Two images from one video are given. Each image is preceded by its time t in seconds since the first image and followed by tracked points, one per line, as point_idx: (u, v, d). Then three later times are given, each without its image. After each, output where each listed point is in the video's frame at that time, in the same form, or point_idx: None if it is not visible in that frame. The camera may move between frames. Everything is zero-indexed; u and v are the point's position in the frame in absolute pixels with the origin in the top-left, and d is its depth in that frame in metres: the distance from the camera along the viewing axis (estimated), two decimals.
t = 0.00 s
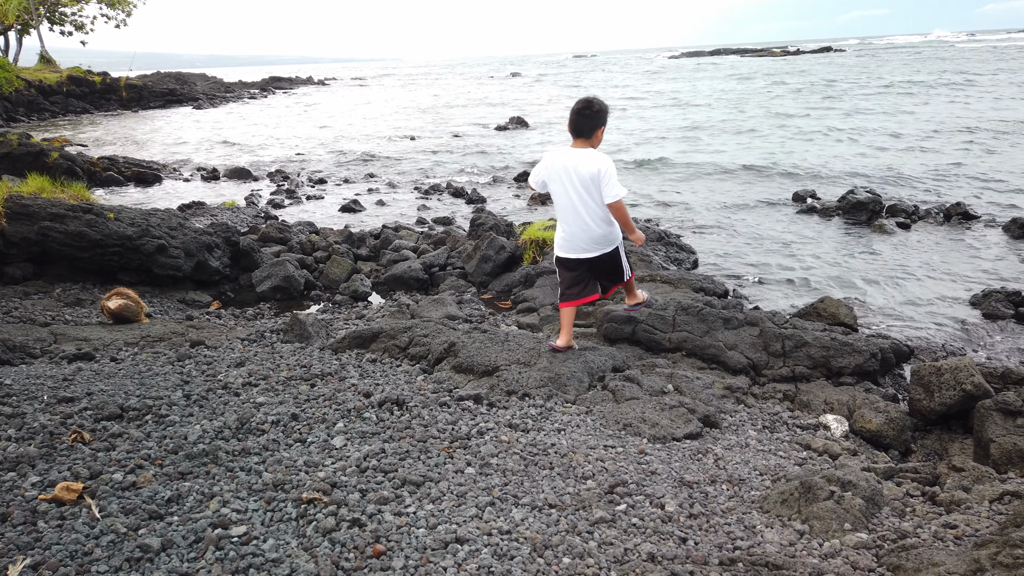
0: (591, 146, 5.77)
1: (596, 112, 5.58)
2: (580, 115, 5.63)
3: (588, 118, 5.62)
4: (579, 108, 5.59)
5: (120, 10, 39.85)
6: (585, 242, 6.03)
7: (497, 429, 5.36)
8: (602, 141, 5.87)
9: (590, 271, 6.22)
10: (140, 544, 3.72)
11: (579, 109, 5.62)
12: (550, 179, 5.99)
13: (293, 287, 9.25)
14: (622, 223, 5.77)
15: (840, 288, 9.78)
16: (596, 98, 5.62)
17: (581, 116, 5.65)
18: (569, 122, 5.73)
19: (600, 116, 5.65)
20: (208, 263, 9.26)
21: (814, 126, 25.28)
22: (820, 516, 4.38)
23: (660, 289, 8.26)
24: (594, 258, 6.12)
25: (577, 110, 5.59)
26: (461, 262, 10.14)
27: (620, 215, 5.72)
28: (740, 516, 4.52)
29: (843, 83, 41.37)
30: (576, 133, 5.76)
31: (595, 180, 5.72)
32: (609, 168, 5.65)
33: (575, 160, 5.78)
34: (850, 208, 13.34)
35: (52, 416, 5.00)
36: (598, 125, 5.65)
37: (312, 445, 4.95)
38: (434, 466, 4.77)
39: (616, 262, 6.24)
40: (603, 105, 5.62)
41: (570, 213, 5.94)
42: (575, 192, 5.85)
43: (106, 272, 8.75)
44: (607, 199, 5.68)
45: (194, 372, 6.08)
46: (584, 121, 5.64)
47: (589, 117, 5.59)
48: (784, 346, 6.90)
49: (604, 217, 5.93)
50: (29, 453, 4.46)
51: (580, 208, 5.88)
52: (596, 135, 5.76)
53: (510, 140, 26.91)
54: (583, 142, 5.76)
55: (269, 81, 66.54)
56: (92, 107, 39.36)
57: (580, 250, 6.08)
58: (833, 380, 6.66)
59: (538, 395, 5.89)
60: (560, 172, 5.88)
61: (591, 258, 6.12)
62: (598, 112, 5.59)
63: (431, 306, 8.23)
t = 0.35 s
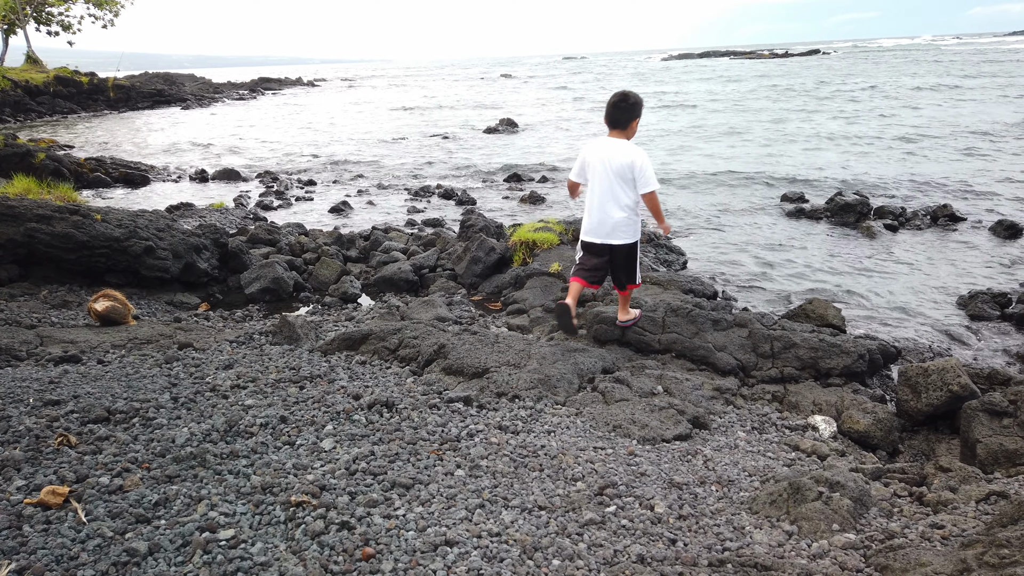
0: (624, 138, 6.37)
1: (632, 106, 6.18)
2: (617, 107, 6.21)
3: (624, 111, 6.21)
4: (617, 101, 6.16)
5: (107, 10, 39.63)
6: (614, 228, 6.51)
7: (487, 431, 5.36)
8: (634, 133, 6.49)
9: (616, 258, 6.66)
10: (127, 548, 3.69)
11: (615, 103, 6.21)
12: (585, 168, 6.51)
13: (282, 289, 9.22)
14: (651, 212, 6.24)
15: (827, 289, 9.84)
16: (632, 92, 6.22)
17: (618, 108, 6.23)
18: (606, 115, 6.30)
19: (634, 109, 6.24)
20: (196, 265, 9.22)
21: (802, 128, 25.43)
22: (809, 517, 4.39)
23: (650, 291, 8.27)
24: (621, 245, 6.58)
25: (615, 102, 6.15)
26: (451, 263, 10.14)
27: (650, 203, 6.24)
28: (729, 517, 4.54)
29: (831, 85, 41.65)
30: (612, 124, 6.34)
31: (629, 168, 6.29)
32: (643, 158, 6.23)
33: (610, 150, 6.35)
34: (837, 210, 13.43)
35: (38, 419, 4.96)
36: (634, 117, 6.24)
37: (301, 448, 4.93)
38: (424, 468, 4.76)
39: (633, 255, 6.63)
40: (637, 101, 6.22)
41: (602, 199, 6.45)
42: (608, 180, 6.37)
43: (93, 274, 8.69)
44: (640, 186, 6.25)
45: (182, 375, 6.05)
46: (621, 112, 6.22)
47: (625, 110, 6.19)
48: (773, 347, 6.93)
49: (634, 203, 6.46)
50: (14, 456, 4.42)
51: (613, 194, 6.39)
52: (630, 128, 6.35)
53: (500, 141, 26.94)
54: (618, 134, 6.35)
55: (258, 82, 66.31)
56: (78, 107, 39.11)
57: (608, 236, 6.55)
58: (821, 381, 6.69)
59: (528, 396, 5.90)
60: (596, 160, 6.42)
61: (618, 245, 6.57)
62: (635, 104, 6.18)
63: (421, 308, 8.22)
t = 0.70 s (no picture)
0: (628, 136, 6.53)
1: (637, 105, 6.35)
2: (623, 105, 6.38)
3: (629, 109, 6.37)
4: (623, 99, 6.32)
5: (94, 12, 39.40)
6: (619, 224, 6.66)
7: (476, 434, 5.35)
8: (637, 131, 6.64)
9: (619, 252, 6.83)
10: (113, 553, 3.67)
11: (621, 101, 6.37)
12: (590, 165, 6.63)
13: (270, 292, 9.19)
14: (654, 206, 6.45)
15: (815, 291, 9.90)
16: (637, 92, 6.40)
17: (623, 106, 6.40)
18: (611, 113, 6.45)
19: (639, 108, 6.41)
20: (184, 268, 9.16)
21: (791, 131, 25.58)
22: (797, 519, 4.40)
23: (639, 294, 8.29)
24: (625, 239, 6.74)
25: (620, 100, 6.32)
26: (441, 266, 10.13)
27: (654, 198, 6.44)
28: (717, 519, 4.55)
29: (820, 89, 41.90)
30: (617, 121, 6.50)
31: (633, 165, 6.44)
32: (646, 155, 6.41)
33: (615, 147, 6.50)
34: (826, 213, 13.51)
35: (23, 424, 4.92)
36: (639, 115, 6.40)
37: (289, 452, 4.91)
38: (413, 472, 4.75)
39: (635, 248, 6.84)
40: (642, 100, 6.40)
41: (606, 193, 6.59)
42: (613, 176, 6.51)
43: (80, 277, 8.63)
44: (645, 182, 6.44)
45: (170, 379, 6.01)
46: (626, 110, 6.39)
47: (630, 109, 6.36)
48: (761, 350, 6.96)
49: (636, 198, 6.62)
50: None
51: (618, 190, 6.53)
52: (634, 126, 6.50)
53: (490, 144, 26.93)
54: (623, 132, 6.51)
55: (247, 84, 66.11)
56: (66, 109, 38.85)
57: (613, 230, 6.70)
58: (809, 383, 6.72)
59: (517, 399, 5.89)
60: (600, 155, 6.56)
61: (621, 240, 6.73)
62: (640, 103, 6.35)
63: (411, 311, 8.21)
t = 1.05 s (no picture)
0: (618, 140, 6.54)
1: (625, 110, 6.36)
2: (611, 110, 6.39)
3: (618, 114, 6.38)
4: (611, 106, 6.34)
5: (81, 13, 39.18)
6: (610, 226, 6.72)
7: (466, 436, 5.34)
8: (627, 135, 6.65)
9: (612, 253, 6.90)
10: (99, 558, 3.65)
11: (610, 107, 6.38)
12: (581, 169, 6.66)
13: (259, 294, 9.15)
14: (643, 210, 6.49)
15: (803, 292, 9.95)
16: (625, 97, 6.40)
17: (612, 112, 6.41)
18: (600, 118, 6.47)
19: (628, 113, 6.42)
20: (171, 270, 9.11)
21: (779, 133, 25.75)
22: (786, 519, 4.42)
23: (629, 295, 8.30)
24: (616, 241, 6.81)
25: (608, 107, 6.34)
26: (431, 268, 10.11)
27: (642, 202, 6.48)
28: (706, 519, 4.56)
29: (808, 91, 42.15)
30: (605, 126, 6.51)
31: (623, 170, 6.47)
32: (635, 159, 6.44)
33: (606, 152, 6.53)
34: (814, 215, 13.59)
35: (8, 428, 4.88)
36: (627, 120, 6.41)
37: (278, 454, 4.89)
38: (403, 475, 4.74)
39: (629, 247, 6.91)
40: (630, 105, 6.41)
41: (598, 197, 6.64)
42: (604, 181, 6.56)
43: (66, 279, 8.56)
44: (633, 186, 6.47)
45: (157, 382, 5.97)
46: (615, 115, 6.40)
47: (618, 114, 6.37)
48: (750, 351, 6.98)
49: (627, 200, 6.66)
50: None
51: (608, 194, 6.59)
52: (624, 130, 6.51)
53: (480, 145, 26.94)
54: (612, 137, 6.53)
55: (235, 86, 65.90)
56: (52, 110, 38.59)
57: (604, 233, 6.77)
58: (797, 384, 6.75)
59: (506, 401, 5.89)
60: (590, 159, 6.58)
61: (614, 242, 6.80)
62: (628, 109, 6.37)
63: (400, 313, 8.19)
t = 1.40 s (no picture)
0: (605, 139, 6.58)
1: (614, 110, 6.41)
2: (600, 110, 6.42)
3: (607, 113, 6.41)
4: (600, 106, 6.37)
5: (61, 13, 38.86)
6: (596, 222, 6.76)
7: (451, 438, 5.33)
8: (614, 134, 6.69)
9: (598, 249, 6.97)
10: (78, 564, 3.61)
11: (599, 107, 6.41)
12: (567, 167, 6.67)
13: (242, 296, 9.09)
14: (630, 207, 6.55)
15: (786, 293, 10.02)
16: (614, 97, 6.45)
17: (600, 111, 6.44)
18: (589, 117, 6.49)
19: (616, 113, 6.46)
20: (153, 272, 9.04)
21: (762, 134, 25.94)
22: (769, 518, 4.44)
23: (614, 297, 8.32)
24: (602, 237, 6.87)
25: (598, 107, 6.37)
26: (416, 269, 10.09)
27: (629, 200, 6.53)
28: (691, 519, 4.57)
29: (791, 93, 42.48)
30: (593, 125, 6.53)
31: (610, 168, 6.51)
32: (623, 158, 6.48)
33: (593, 150, 6.55)
34: (797, 216, 13.70)
35: None
36: (615, 119, 6.45)
37: (260, 458, 4.85)
38: (387, 477, 4.72)
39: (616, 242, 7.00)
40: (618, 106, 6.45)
41: (584, 194, 6.66)
42: (591, 178, 6.58)
43: (46, 282, 8.47)
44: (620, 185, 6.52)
45: (138, 385, 5.91)
46: (604, 115, 6.43)
47: (607, 114, 6.40)
48: (733, 351, 7.02)
49: (613, 198, 6.72)
50: None
51: (595, 191, 6.63)
52: (611, 129, 6.56)
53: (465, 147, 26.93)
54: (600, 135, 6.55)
55: (219, 87, 65.52)
56: (31, 112, 38.16)
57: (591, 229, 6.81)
58: (781, 384, 6.79)
59: (491, 403, 5.88)
60: (577, 157, 6.59)
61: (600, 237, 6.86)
62: (616, 109, 6.42)
63: (384, 315, 8.17)
